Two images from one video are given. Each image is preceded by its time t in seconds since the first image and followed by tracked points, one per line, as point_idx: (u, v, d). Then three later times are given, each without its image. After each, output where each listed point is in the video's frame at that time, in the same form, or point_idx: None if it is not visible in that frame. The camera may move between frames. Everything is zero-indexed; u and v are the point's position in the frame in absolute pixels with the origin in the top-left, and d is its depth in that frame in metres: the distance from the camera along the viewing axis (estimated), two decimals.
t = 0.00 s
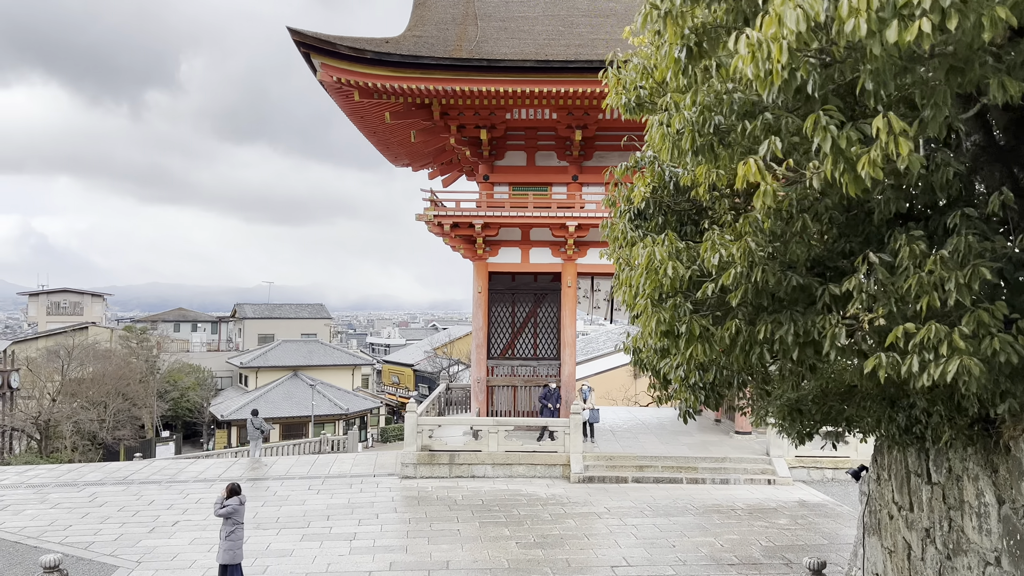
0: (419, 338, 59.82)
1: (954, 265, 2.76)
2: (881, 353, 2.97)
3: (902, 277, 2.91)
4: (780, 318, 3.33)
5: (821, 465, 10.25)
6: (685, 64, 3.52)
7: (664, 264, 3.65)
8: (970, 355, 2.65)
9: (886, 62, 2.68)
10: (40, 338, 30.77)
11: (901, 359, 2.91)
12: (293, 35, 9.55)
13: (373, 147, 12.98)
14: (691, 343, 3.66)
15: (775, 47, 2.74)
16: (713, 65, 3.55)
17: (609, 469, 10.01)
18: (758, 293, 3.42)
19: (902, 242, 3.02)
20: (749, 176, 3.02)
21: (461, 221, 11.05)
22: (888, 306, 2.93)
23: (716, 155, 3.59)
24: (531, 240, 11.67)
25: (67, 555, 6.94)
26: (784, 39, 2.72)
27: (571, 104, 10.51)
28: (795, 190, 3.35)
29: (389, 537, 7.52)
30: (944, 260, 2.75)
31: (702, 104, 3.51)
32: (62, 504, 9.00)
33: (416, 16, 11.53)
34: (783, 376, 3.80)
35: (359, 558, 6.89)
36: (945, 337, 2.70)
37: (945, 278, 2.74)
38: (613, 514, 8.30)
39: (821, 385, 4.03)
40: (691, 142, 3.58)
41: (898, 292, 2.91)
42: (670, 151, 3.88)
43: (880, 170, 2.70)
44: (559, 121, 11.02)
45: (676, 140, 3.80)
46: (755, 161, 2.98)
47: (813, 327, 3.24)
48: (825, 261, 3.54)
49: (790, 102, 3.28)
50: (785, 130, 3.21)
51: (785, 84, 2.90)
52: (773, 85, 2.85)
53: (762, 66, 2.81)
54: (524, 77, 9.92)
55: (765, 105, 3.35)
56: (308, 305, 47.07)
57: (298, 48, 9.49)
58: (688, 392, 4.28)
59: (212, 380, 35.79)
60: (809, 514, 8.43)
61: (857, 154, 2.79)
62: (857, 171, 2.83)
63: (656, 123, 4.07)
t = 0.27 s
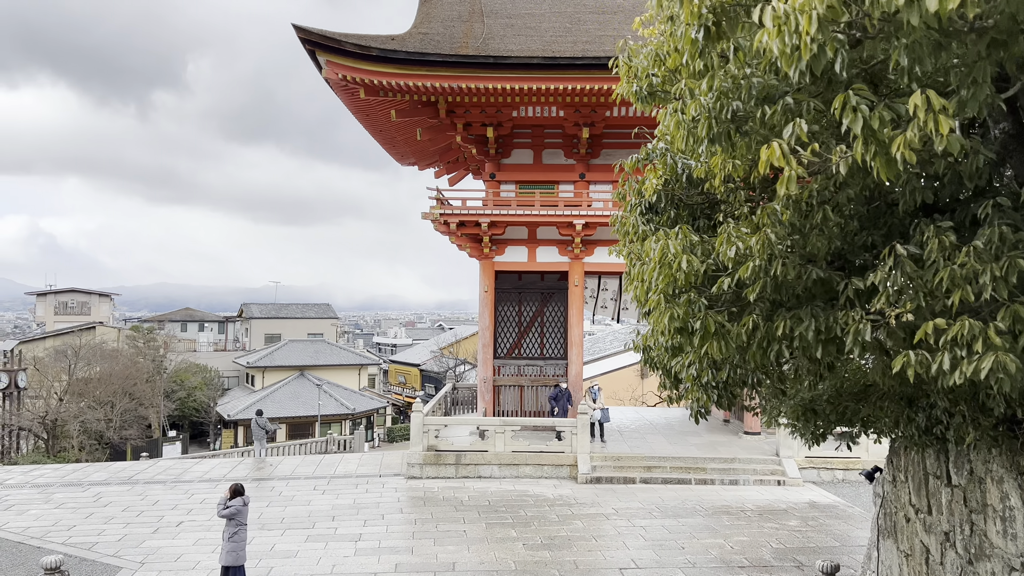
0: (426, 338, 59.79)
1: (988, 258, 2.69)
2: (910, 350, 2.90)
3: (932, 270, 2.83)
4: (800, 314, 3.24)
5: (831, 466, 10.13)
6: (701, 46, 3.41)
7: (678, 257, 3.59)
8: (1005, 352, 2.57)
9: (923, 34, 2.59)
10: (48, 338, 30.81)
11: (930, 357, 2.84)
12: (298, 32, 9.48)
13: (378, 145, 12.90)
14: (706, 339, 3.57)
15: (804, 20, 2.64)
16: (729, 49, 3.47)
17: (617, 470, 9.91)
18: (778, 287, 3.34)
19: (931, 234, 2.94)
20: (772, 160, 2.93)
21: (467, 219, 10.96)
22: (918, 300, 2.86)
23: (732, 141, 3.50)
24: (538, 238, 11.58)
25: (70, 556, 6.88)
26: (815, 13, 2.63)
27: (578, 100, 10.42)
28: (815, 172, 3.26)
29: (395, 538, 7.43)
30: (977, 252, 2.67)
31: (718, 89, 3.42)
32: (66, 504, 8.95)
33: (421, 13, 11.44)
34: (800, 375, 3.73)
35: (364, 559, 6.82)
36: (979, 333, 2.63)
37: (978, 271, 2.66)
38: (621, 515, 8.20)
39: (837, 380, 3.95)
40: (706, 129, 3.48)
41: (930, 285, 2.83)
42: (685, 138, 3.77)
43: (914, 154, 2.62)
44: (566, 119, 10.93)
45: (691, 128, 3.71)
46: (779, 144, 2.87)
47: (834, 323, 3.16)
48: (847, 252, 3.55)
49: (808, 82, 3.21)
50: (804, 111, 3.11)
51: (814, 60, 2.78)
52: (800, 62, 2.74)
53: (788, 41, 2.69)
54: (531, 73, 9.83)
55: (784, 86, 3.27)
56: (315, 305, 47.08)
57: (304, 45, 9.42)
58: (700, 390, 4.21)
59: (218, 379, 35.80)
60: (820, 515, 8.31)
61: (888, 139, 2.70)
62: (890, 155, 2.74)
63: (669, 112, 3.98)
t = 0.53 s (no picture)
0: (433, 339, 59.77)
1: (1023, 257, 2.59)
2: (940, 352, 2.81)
3: (963, 268, 2.74)
4: (821, 315, 3.15)
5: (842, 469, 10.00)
6: (717, 29, 3.30)
7: (691, 254, 3.51)
8: None
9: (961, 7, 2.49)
10: (56, 338, 30.87)
11: (962, 360, 2.74)
12: (303, 30, 9.40)
13: (384, 144, 12.83)
14: (721, 340, 3.48)
15: None
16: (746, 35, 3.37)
17: (625, 472, 9.80)
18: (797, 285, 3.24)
19: (961, 231, 2.85)
20: (796, 148, 2.82)
21: (473, 219, 10.87)
22: (948, 300, 2.76)
23: (749, 134, 3.40)
24: (545, 238, 11.48)
25: (72, 558, 6.82)
26: None
27: (586, 99, 10.32)
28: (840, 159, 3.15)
29: (400, 541, 7.35)
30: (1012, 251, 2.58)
31: (735, 77, 3.31)
32: (71, 505, 8.90)
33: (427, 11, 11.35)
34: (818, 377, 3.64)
35: (369, 562, 6.73)
36: (1015, 333, 2.53)
37: (1014, 269, 2.57)
38: (629, 518, 8.09)
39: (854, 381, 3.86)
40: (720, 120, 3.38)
41: (960, 283, 2.74)
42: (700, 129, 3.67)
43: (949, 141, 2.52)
44: (573, 117, 10.83)
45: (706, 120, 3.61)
46: (803, 132, 2.75)
47: (857, 324, 3.07)
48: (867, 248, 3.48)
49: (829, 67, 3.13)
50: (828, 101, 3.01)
51: (845, 38, 2.67)
52: (829, 41, 2.64)
53: (816, 18, 2.59)
54: (539, 71, 9.73)
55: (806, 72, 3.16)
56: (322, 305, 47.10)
57: (309, 43, 9.34)
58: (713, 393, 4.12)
59: (225, 380, 35.81)
60: (831, 518, 8.19)
61: (921, 125, 2.58)
62: (924, 143, 2.63)
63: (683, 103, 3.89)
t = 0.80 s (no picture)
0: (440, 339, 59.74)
1: None
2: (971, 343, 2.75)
3: (994, 258, 2.66)
4: (844, 307, 3.09)
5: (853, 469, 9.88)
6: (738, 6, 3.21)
7: (709, 244, 3.46)
8: None
9: None
10: (64, 338, 30.93)
11: (997, 352, 2.66)
12: (309, 27, 9.35)
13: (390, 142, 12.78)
14: (739, 334, 3.42)
15: None
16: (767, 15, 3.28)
17: (633, 472, 9.71)
18: (820, 275, 3.19)
19: (993, 218, 2.78)
20: (825, 125, 2.71)
21: (481, 217, 10.80)
22: (978, 292, 2.69)
23: (769, 119, 3.37)
24: (552, 237, 11.38)
25: (77, 558, 6.76)
26: None
27: (594, 96, 10.23)
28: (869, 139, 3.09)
29: (407, 541, 7.28)
30: None
31: (755, 59, 3.24)
32: (76, 505, 8.85)
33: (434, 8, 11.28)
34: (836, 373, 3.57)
35: (376, 563, 6.66)
36: None
37: None
38: (638, 518, 8.00)
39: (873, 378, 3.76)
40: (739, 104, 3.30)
41: (992, 273, 2.67)
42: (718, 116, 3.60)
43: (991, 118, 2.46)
44: (581, 114, 10.74)
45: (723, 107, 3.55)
46: (833, 110, 2.65)
47: (883, 316, 3.00)
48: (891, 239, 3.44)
49: (854, 45, 3.06)
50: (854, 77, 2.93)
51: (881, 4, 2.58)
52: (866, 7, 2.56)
53: None
54: (546, 68, 9.64)
55: (830, 53, 3.08)
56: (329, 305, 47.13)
57: (315, 40, 9.28)
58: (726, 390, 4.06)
59: (233, 380, 35.83)
60: (843, 519, 8.08)
61: (961, 101, 2.51)
62: (966, 118, 2.55)
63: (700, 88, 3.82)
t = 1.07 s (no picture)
0: (447, 338, 59.72)
1: None
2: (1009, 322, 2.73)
3: None
4: (875, 288, 3.06)
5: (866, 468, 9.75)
6: None
7: (729, 224, 3.40)
8: None
9: None
10: (73, 337, 30.99)
11: None
12: (315, 21, 9.26)
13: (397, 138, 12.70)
14: (761, 318, 3.36)
15: None
16: None
17: (642, 471, 9.61)
18: (849, 253, 3.16)
19: None
20: (865, 84, 2.56)
21: (488, 213, 10.70)
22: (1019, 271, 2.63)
23: (794, 92, 3.34)
24: (560, 233, 11.28)
25: (82, 554, 6.71)
26: None
27: (602, 90, 10.12)
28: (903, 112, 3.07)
29: (415, 538, 7.21)
30: None
31: (781, 25, 3.17)
32: (83, 501, 8.81)
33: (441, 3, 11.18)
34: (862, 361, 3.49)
35: (383, 560, 6.58)
36: None
37: None
38: (648, 517, 7.90)
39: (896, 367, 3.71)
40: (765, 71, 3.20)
41: None
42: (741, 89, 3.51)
43: None
44: (590, 110, 10.63)
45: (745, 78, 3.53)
46: (875, 64, 2.49)
47: (916, 297, 2.96)
48: (922, 217, 3.41)
49: (885, 11, 2.98)
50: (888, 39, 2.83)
51: None
52: None
53: None
54: (555, 62, 9.54)
55: (861, 17, 2.97)
56: (336, 304, 47.14)
57: (321, 35, 9.20)
58: (742, 381, 4.01)
59: (240, 379, 35.85)
60: (856, 518, 7.97)
61: (1017, 48, 2.41)
62: (1022, 70, 2.46)
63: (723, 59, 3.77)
